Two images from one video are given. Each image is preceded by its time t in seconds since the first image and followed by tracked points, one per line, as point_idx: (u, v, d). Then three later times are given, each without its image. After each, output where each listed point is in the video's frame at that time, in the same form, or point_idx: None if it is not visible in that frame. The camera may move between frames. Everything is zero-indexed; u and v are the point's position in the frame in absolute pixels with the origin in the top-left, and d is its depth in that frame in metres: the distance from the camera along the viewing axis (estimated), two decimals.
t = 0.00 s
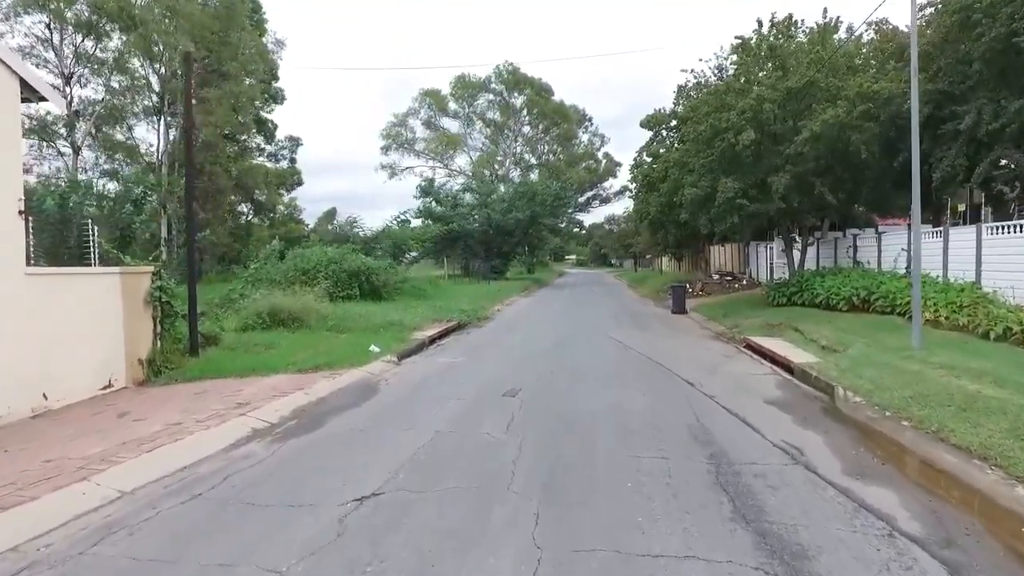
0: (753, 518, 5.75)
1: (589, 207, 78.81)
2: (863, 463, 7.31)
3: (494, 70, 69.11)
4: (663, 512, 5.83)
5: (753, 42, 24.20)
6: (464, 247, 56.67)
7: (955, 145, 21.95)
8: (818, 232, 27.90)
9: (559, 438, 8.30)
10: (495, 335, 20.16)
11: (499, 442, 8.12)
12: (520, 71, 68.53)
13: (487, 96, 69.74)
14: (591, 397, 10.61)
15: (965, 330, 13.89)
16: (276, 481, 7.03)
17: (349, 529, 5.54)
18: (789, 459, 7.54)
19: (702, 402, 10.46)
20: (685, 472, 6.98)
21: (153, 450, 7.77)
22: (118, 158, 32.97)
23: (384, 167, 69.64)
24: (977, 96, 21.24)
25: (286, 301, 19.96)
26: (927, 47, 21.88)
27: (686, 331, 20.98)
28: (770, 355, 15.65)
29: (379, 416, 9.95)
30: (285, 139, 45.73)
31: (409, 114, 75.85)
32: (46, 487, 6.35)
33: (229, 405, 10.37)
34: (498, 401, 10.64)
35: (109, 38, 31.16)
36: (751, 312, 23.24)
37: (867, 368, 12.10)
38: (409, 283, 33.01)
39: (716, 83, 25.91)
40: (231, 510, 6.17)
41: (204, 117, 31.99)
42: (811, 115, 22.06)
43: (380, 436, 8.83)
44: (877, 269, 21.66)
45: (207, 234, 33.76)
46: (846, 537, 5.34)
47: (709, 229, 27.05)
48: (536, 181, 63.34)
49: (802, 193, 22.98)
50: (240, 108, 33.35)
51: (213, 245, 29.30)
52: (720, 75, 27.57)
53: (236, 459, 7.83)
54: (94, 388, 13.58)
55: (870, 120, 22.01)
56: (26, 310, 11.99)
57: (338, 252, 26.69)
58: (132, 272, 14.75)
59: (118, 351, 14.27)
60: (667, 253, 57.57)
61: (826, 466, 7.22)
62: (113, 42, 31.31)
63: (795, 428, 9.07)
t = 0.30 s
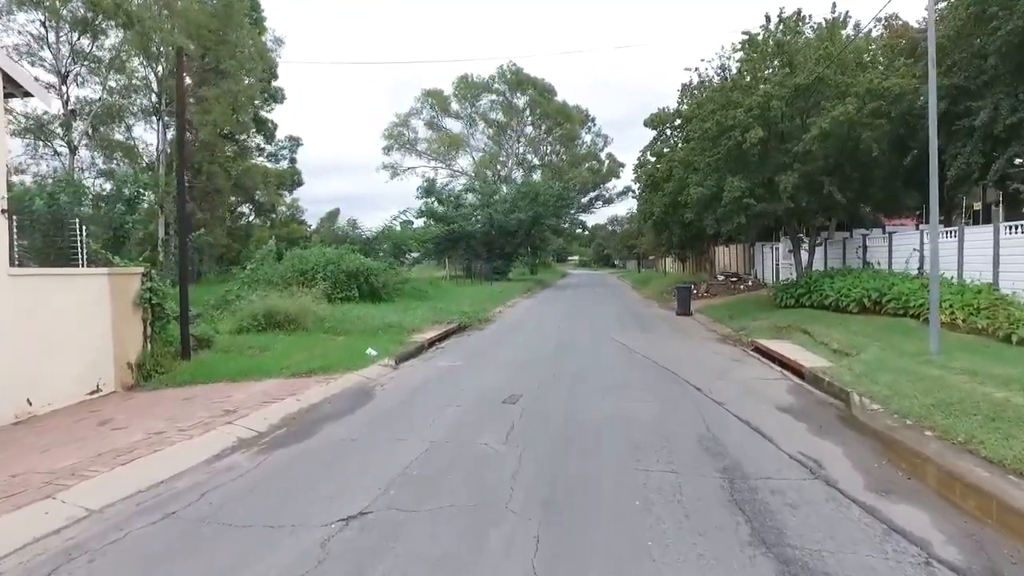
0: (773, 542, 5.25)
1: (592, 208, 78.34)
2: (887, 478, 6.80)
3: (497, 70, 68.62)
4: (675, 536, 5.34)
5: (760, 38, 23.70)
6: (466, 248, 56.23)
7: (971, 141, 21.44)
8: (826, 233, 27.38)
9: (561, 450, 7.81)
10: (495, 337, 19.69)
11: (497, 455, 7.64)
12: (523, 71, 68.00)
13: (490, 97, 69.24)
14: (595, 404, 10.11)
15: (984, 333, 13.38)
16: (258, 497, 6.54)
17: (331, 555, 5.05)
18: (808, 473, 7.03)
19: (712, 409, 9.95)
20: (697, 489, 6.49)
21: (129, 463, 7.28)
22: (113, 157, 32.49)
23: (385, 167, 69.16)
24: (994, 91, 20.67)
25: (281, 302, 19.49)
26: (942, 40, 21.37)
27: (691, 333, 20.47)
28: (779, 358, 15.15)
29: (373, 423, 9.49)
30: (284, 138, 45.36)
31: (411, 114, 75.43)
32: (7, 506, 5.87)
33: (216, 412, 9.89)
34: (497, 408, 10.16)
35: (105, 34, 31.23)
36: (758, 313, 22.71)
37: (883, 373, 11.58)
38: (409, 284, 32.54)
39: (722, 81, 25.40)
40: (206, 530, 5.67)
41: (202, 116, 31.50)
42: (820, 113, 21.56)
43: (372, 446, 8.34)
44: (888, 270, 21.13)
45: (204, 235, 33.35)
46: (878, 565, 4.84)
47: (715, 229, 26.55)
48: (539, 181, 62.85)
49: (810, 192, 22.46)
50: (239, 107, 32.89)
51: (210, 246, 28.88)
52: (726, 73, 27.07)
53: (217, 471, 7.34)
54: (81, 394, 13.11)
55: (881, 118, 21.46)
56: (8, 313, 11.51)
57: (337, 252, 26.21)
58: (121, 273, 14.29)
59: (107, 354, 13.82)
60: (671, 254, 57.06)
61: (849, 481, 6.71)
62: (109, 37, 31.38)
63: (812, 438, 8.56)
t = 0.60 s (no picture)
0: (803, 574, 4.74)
1: (597, 210, 77.87)
2: (921, 499, 6.26)
3: (502, 71, 68.07)
4: (695, 567, 4.86)
5: (769, 35, 23.03)
6: (470, 250, 55.82)
7: (990, 139, 20.91)
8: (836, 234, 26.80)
9: (568, 468, 7.31)
10: (498, 343, 19.19)
11: (499, 473, 7.13)
12: (528, 73, 67.40)
13: (494, 98, 68.76)
14: (603, 417, 9.60)
15: (1009, 339, 12.83)
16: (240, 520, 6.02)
17: None
18: (835, 492, 6.50)
19: (725, 421, 9.42)
20: (715, 511, 5.99)
21: (104, 481, 6.81)
22: (111, 157, 32.32)
23: (389, 169, 68.80)
24: (1013, 87, 20.05)
25: (279, 305, 19.02)
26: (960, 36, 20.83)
27: (700, 338, 19.93)
28: (792, 364, 14.59)
29: (368, 436, 9.00)
30: (286, 139, 45.06)
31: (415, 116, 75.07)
32: None
33: (203, 423, 9.40)
34: (499, 419, 9.66)
35: (104, 34, 31.69)
36: (767, 317, 22.14)
37: (905, 381, 11.02)
38: (412, 287, 32.07)
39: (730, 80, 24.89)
40: (178, 558, 5.18)
41: (200, 114, 30.99)
42: (831, 111, 21.04)
43: (364, 462, 7.83)
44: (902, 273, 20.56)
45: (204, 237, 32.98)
46: None
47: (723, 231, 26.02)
48: (544, 183, 62.37)
49: (821, 192, 21.91)
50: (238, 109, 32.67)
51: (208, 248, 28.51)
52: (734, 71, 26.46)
53: (199, 490, 6.86)
54: (70, 401, 12.68)
55: (894, 116, 20.95)
56: None
57: (337, 254, 25.71)
58: (111, 276, 13.86)
59: (97, 360, 13.38)
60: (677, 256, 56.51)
61: (879, 502, 6.18)
62: (109, 37, 31.88)
63: (834, 451, 8.02)
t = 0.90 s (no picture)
0: None
1: (605, 213, 77.32)
2: (968, 523, 5.67)
3: (510, 73, 67.67)
4: None
5: (783, 32, 22.47)
6: (477, 253, 55.33)
7: (1016, 136, 20.27)
8: (851, 236, 26.17)
9: (578, 485, 6.76)
10: (505, 347, 18.67)
11: (504, 490, 6.61)
12: (536, 75, 67.00)
13: (502, 101, 68.37)
14: (615, 427, 9.06)
15: None
16: (219, 544, 5.52)
17: None
18: (871, 513, 5.92)
19: (745, 432, 8.84)
20: (742, 537, 5.43)
21: (79, 498, 6.33)
22: (113, 158, 32.04)
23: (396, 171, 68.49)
24: None
25: (280, 309, 18.58)
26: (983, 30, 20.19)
27: (712, 342, 19.33)
28: (810, 369, 13.98)
29: (366, 447, 8.49)
30: (291, 141, 44.80)
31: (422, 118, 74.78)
32: None
33: (192, 434, 8.92)
34: (505, 429, 9.13)
35: (107, 35, 31.49)
36: (782, 321, 21.50)
37: (934, 388, 10.42)
38: (417, 290, 31.61)
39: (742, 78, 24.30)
40: None
41: (202, 116, 30.87)
42: (848, 109, 20.41)
43: (359, 476, 7.31)
44: (922, 275, 19.91)
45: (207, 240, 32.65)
46: None
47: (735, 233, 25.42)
48: (551, 185, 61.89)
49: (837, 192, 21.30)
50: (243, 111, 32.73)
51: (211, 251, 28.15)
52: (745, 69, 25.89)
53: (181, 509, 6.37)
54: (61, 408, 12.27)
55: (913, 113, 20.34)
56: None
57: (341, 256, 25.29)
58: (105, 277, 13.42)
59: (90, 364, 12.95)
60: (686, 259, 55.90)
61: (923, 527, 5.59)
62: (112, 39, 31.64)
63: (865, 466, 7.44)
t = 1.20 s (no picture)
0: None
1: (614, 214, 76.68)
2: (1020, 554, 5.09)
3: (519, 74, 67.19)
4: None
5: (798, 28, 21.84)
6: (486, 254, 54.74)
7: None
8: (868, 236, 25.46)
9: (587, 507, 6.22)
10: (512, 351, 18.15)
11: (506, 512, 6.10)
12: (545, 76, 66.52)
13: (511, 102, 67.94)
14: (627, 439, 8.52)
15: None
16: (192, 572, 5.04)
17: None
18: (911, 541, 5.35)
19: (767, 445, 8.25)
20: (770, 569, 4.87)
21: (48, 519, 5.89)
22: (119, 159, 31.87)
23: (404, 173, 68.15)
24: None
25: (282, 312, 18.14)
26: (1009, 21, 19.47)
27: (727, 347, 18.72)
28: (829, 376, 13.35)
29: (363, 460, 8.02)
30: (298, 142, 44.53)
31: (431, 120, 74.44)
32: None
33: (180, 445, 8.45)
34: (510, 441, 8.63)
35: (111, 36, 31.25)
36: (798, 324, 20.84)
37: (966, 397, 9.79)
38: (424, 292, 31.13)
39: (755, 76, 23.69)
40: None
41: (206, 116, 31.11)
42: (866, 106, 19.75)
43: (351, 493, 6.81)
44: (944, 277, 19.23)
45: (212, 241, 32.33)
46: None
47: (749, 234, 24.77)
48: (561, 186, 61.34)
49: (855, 192, 20.63)
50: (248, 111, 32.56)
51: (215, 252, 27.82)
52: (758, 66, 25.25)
53: (157, 531, 5.89)
54: (55, 416, 11.92)
55: (935, 109, 19.65)
56: None
57: (346, 258, 24.86)
58: (100, 280, 13.02)
59: (84, 369, 12.54)
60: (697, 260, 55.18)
61: (970, 558, 5.01)
62: (118, 41, 31.43)
63: (899, 483, 6.85)
